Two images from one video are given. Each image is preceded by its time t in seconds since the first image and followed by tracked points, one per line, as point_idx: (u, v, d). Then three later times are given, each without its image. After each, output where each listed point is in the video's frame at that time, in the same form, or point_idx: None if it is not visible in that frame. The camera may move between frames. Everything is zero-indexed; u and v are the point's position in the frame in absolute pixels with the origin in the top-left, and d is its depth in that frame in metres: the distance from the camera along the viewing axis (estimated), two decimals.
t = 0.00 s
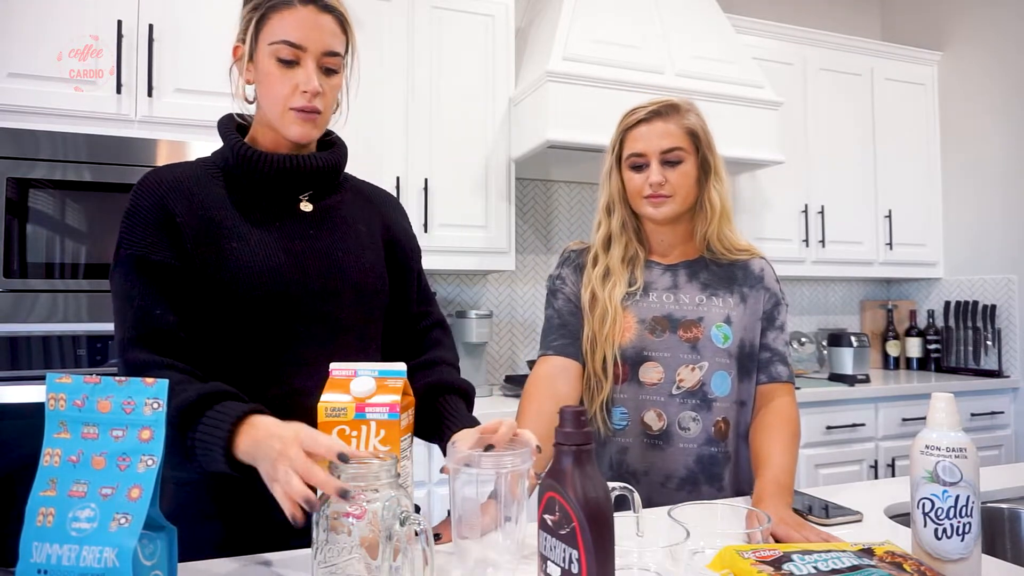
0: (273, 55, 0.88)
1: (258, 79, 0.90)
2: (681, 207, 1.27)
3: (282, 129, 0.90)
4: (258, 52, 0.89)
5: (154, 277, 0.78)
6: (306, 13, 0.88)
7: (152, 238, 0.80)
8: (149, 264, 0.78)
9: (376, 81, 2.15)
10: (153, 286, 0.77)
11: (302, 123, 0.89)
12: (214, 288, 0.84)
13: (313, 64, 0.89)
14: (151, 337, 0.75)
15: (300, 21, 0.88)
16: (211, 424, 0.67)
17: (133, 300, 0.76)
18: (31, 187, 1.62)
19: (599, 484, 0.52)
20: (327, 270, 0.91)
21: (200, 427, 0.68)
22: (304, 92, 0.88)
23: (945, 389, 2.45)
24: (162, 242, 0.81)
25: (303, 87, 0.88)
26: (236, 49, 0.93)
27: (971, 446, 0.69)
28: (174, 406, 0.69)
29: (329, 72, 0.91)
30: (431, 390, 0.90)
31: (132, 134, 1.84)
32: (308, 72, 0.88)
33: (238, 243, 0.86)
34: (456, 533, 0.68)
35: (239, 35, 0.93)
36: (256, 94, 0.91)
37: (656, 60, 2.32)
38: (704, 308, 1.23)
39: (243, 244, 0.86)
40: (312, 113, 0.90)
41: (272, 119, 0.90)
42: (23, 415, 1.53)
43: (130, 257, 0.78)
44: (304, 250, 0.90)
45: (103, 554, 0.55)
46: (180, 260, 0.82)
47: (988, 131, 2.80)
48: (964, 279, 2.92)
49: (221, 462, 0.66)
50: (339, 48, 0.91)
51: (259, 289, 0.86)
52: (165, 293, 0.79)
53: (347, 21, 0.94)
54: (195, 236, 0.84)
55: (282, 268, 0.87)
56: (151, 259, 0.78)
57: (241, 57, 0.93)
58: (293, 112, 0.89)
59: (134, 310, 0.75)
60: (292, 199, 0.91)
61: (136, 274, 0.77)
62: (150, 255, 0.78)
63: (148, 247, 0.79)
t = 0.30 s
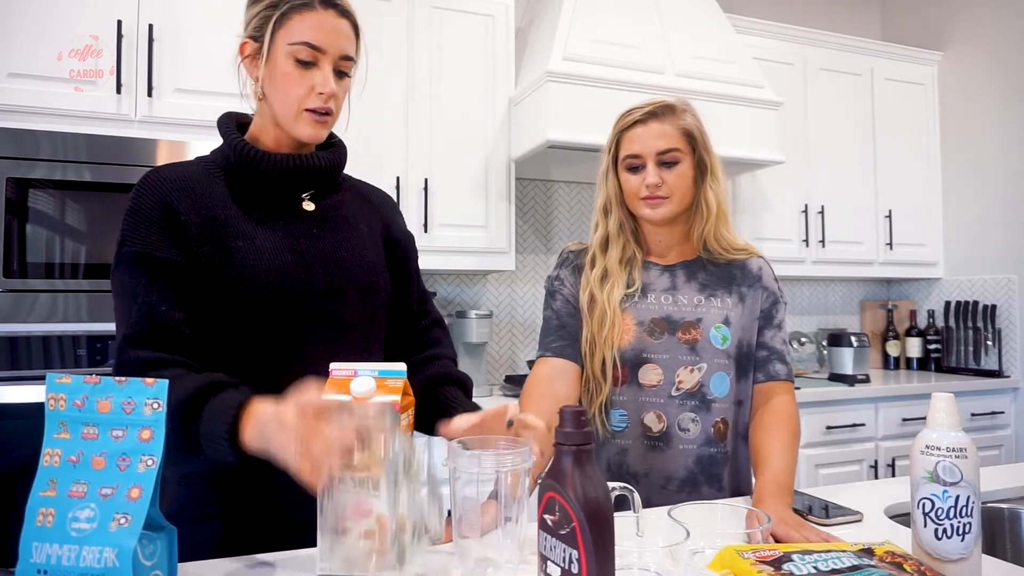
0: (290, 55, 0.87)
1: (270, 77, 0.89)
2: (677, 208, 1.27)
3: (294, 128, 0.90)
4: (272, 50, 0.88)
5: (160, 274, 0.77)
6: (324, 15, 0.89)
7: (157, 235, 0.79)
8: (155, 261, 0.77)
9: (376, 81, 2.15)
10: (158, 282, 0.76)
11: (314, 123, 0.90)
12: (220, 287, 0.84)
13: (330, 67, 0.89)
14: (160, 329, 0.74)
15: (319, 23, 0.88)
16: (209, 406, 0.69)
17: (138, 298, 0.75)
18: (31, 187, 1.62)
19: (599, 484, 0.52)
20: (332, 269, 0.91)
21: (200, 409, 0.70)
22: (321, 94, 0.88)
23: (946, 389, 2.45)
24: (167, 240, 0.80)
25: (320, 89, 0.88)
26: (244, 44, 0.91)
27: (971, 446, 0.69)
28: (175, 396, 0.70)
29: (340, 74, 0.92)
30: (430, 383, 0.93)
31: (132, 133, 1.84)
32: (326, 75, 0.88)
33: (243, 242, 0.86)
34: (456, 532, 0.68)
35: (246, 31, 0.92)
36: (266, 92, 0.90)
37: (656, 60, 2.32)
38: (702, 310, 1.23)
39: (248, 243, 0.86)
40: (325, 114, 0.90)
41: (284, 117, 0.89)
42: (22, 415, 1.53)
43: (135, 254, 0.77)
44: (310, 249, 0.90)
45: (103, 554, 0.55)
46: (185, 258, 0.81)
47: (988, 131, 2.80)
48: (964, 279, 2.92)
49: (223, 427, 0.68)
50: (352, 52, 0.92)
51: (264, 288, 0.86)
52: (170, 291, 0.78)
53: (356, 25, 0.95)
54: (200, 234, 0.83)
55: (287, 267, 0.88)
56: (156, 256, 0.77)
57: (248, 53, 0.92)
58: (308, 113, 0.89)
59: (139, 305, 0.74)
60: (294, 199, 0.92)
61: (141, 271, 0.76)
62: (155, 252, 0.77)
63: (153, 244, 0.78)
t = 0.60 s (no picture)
0: (301, 51, 0.86)
1: (279, 74, 0.87)
2: (678, 205, 1.28)
3: (304, 126, 0.90)
4: (281, 46, 0.86)
5: (163, 264, 0.77)
6: (335, 10, 0.87)
7: (159, 226, 0.80)
8: (158, 250, 0.77)
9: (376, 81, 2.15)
10: (160, 271, 0.76)
11: (324, 119, 0.90)
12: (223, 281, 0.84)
13: (341, 65, 0.88)
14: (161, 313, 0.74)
15: (331, 19, 0.87)
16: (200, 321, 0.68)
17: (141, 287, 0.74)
18: (31, 187, 1.62)
19: (599, 484, 0.52)
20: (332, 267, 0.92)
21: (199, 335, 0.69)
22: (332, 92, 0.88)
23: (945, 389, 2.45)
24: (169, 231, 0.80)
25: (331, 86, 0.87)
26: (248, 39, 0.88)
27: (971, 446, 0.69)
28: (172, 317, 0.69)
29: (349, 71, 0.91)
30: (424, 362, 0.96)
31: (132, 134, 1.85)
32: (337, 73, 0.88)
33: (245, 238, 0.86)
34: (456, 532, 0.68)
35: (251, 24, 0.88)
36: (274, 89, 0.88)
37: (656, 60, 2.32)
38: (703, 311, 1.23)
39: (250, 239, 0.87)
40: (334, 111, 0.90)
41: (292, 116, 0.89)
42: (23, 415, 1.53)
43: (137, 243, 0.77)
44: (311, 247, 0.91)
45: (103, 554, 0.55)
46: (187, 249, 0.82)
47: (988, 130, 2.80)
48: (964, 279, 2.92)
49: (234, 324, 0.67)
50: (360, 49, 0.91)
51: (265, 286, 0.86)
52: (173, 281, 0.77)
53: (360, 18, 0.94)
54: (202, 226, 0.84)
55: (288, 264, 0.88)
56: (159, 245, 0.77)
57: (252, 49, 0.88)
58: (318, 110, 0.89)
59: (142, 291, 0.74)
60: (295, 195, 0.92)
61: (144, 258, 0.76)
62: (158, 241, 0.77)
63: (156, 235, 0.78)
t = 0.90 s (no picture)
0: (313, 51, 0.83)
1: (291, 76, 0.84)
2: (683, 208, 1.27)
3: (317, 126, 0.86)
4: (294, 48, 0.83)
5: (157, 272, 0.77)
6: (345, 11, 0.86)
7: (153, 233, 0.80)
8: (152, 258, 0.77)
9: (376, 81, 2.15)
10: (156, 279, 0.77)
11: (337, 119, 0.86)
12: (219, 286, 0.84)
13: (352, 64, 0.86)
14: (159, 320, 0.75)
15: (342, 20, 0.85)
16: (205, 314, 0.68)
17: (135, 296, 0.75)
18: (31, 187, 1.62)
19: (599, 484, 0.52)
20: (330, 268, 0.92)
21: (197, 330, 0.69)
22: (344, 91, 0.85)
23: (945, 389, 2.45)
24: (163, 237, 0.80)
25: (343, 86, 0.85)
26: (255, 40, 0.85)
27: (971, 446, 0.69)
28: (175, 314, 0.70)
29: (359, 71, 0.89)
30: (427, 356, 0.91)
31: (132, 134, 1.85)
32: (349, 73, 0.86)
33: (239, 241, 0.87)
34: (456, 532, 0.68)
35: (259, 27, 0.86)
36: (284, 91, 0.86)
37: (656, 60, 2.32)
38: (710, 318, 1.23)
39: (245, 243, 0.87)
40: (347, 111, 0.87)
41: (306, 116, 0.86)
42: (23, 415, 1.53)
43: (130, 251, 0.77)
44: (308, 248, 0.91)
45: (103, 554, 0.55)
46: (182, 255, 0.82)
47: (988, 130, 2.80)
48: (964, 279, 2.92)
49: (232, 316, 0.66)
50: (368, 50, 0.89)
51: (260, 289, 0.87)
52: (166, 290, 0.78)
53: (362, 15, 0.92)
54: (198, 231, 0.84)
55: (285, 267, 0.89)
56: (154, 252, 0.77)
57: (260, 51, 0.86)
58: (331, 110, 0.86)
59: (140, 299, 0.75)
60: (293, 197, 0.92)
61: (138, 269, 0.76)
62: (153, 249, 0.77)
63: (151, 240, 0.78)
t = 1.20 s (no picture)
0: (317, 53, 0.83)
1: (293, 76, 0.84)
2: (679, 209, 1.28)
3: (315, 129, 0.86)
4: (299, 47, 0.83)
5: (142, 281, 0.78)
6: (349, 15, 0.86)
7: (141, 240, 0.80)
8: (139, 268, 0.78)
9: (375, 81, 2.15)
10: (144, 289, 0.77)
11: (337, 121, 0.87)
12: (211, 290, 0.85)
13: (353, 68, 0.87)
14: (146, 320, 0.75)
15: (346, 23, 0.85)
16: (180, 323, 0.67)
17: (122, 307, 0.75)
18: (31, 187, 1.62)
19: (599, 484, 0.52)
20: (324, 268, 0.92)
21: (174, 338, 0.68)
22: (346, 94, 0.86)
23: (945, 389, 2.45)
24: (150, 246, 0.80)
25: (345, 88, 0.85)
26: (256, 37, 0.85)
27: (971, 446, 0.69)
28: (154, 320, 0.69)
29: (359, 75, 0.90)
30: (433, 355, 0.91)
31: (132, 133, 1.85)
32: (350, 76, 0.86)
33: (230, 245, 0.86)
34: (456, 532, 0.68)
35: (262, 23, 0.85)
36: (284, 91, 0.86)
37: (656, 60, 2.32)
38: (714, 326, 1.23)
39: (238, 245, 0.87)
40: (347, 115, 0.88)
41: (304, 117, 0.86)
42: (21, 415, 1.53)
43: (118, 260, 0.77)
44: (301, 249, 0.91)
45: (103, 554, 0.55)
46: (169, 262, 0.82)
47: (989, 130, 2.80)
48: (964, 279, 2.92)
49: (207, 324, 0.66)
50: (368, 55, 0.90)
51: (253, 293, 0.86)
52: (153, 299, 0.78)
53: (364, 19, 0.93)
54: (187, 237, 0.84)
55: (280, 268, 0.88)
56: (140, 261, 0.78)
57: (260, 49, 0.86)
58: (331, 112, 0.86)
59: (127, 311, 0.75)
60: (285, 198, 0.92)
61: (125, 277, 0.77)
62: (140, 258, 0.78)
63: (137, 251, 0.79)
